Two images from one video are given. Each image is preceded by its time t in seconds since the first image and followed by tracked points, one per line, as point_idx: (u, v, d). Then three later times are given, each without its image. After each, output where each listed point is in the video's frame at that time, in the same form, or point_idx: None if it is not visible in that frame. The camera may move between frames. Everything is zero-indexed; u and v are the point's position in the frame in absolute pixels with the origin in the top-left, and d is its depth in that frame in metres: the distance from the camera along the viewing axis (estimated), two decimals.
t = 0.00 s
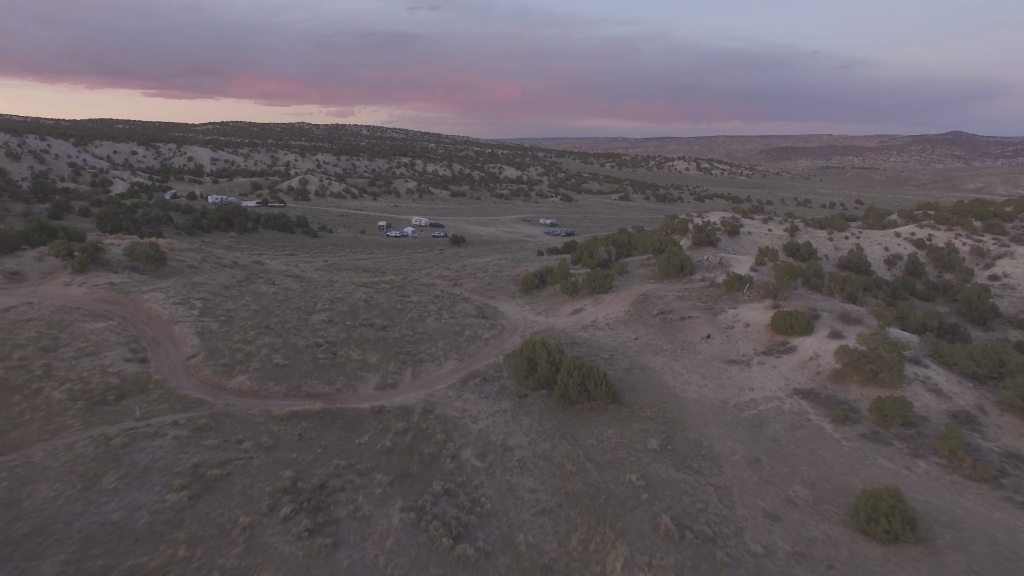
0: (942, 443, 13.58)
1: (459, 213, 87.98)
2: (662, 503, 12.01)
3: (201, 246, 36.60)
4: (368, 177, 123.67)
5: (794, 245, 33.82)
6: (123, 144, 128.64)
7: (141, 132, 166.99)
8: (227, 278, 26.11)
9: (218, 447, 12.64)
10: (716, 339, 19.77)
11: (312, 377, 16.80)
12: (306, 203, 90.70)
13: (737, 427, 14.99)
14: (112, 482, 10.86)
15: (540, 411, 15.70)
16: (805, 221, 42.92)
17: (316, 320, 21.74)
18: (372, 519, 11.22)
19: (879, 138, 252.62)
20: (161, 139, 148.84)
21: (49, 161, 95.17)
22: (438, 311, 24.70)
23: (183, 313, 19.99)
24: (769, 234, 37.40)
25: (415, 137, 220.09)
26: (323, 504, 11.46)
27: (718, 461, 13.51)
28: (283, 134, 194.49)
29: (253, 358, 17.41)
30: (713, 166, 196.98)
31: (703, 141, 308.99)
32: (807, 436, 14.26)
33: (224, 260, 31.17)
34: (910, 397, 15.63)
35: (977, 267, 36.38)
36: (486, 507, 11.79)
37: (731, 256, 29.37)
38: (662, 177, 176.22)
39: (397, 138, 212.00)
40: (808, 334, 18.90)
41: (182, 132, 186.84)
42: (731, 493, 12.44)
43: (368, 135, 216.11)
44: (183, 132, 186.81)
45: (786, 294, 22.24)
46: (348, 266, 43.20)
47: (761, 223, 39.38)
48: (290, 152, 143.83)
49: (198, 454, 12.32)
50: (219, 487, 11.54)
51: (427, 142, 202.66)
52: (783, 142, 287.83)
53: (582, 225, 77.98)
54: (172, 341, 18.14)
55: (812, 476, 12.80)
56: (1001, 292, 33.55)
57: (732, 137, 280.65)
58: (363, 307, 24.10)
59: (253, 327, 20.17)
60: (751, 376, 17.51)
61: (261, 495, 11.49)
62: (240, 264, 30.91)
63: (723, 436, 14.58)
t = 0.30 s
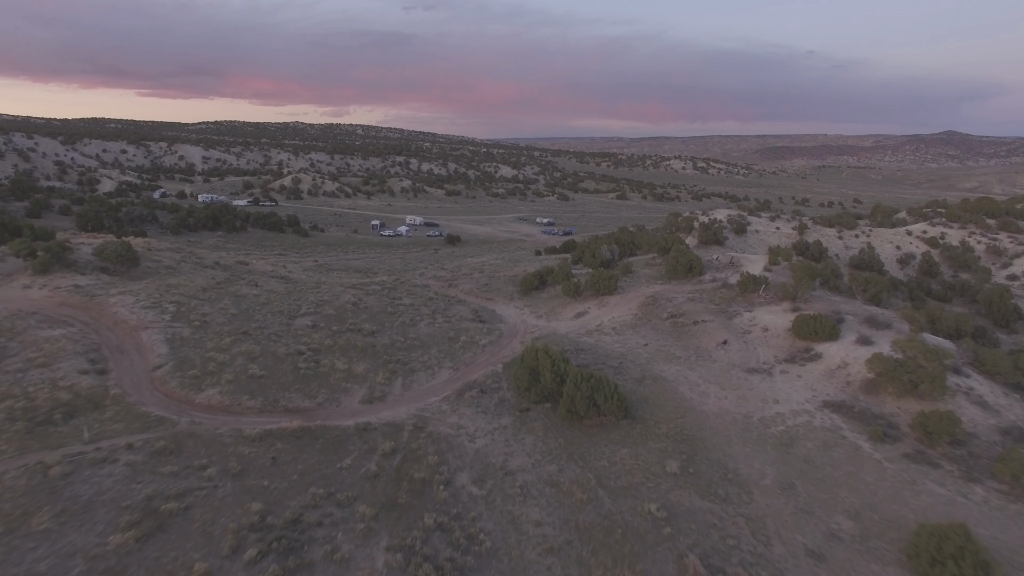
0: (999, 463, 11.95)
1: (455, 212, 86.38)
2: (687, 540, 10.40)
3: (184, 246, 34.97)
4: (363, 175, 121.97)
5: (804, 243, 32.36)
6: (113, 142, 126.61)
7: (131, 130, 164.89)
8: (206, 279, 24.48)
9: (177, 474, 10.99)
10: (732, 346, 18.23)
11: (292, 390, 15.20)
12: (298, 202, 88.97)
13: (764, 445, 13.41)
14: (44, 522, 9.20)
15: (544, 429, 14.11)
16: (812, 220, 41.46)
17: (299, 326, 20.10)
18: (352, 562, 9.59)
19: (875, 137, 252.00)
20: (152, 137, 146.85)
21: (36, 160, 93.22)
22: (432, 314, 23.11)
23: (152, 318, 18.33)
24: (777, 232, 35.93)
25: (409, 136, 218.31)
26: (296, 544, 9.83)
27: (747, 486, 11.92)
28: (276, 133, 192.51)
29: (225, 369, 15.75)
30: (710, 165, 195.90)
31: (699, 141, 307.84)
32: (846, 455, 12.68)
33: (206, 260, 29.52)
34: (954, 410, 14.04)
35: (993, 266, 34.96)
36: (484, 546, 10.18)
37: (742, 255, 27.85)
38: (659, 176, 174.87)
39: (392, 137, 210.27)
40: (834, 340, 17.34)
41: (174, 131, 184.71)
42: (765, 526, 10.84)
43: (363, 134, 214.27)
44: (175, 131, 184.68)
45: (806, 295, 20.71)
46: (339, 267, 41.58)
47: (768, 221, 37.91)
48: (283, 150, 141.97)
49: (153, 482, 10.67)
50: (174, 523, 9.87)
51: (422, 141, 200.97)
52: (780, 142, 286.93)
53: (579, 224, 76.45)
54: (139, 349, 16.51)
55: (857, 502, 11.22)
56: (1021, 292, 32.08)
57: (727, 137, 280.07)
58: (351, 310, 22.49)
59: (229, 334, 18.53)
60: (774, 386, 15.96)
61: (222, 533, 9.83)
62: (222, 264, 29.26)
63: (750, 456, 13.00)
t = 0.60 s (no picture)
0: None
1: (457, 211, 84.80)
2: None
3: (173, 246, 33.44)
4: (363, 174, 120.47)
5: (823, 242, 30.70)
6: (111, 141, 125.22)
7: (130, 129, 163.52)
8: (189, 280, 22.90)
9: (128, 508, 9.36)
10: (759, 354, 16.58)
11: (271, 405, 13.60)
12: (297, 201, 87.47)
13: (806, 468, 11.70)
14: None
15: (554, 451, 12.47)
16: (828, 218, 39.82)
17: (285, 331, 18.51)
18: None
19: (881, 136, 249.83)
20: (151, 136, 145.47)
21: (31, 158, 91.86)
22: (429, 318, 21.50)
23: (122, 323, 16.74)
24: (792, 231, 34.32)
25: (411, 135, 216.65)
26: None
27: (791, 521, 10.23)
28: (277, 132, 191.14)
29: (198, 381, 14.14)
30: (714, 164, 194.19)
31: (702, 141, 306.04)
32: (901, 479, 11.01)
33: (192, 260, 27.95)
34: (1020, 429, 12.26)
35: (1021, 265, 33.27)
36: None
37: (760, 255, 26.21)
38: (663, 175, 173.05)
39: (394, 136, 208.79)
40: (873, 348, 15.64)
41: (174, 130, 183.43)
42: (817, 573, 9.15)
43: (364, 133, 212.86)
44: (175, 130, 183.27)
45: (836, 298, 19.04)
46: (335, 267, 40.02)
47: (783, 219, 36.22)
48: (283, 149, 140.53)
49: (97, 521, 9.02)
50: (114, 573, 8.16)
51: (423, 140, 199.51)
52: (783, 141, 285.10)
53: (583, 223, 74.83)
54: (104, 358, 14.91)
55: (923, 535, 9.61)
56: None
57: (731, 137, 278.15)
58: (342, 313, 20.90)
59: (207, 341, 16.93)
60: (810, 399, 14.29)
61: None
62: (209, 264, 27.70)
63: (791, 482, 11.30)
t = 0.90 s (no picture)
0: None
1: (465, 210, 83.25)
2: None
3: (168, 244, 32.06)
4: (371, 173, 119.23)
5: (853, 242, 28.87)
6: (118, 140, 124.53)
7: (139, 128, 163.15)
8: (177, 281, 21.41)
9: (60, 557, 7.69)
10: (798, 365, 14.83)
11: (250, 423, 12.02)
12: (303, 200, 86.16)
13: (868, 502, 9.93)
14: None
15: (571, 482, 10.79)
16: (854, 217, 37.88)
17: (274, 338, 16.95)
18: None
19: (895, 135, 246.29)
20: (159, 135, 144.94)
21: (37, 156, 91.00)
22: (432, 322, 19.91)
23: (94, 329, 15.20)
24: (818, 230, 32.52)
25: (420, 134, 215.60)
26: None
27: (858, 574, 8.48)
28: (285, 131, 190.41)
29: (170, 396, 12.57)
30: (726, 163, 191.73)
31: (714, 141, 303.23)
32: (987, 522, 9.20)
33: (185, 259, 26.48)
34: None
35: None
36: None
37: (788, 256, 24.44)
38: (674, 175, 170.81)
39: (403, 136, 207.58)
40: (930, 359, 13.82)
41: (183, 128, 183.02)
42: None
43: (373, 132, 211.78)
44: (184, 128, 182.87)
45: (880, 303, 17.25)
46: (339, 266, 38.54)
47: (807, 217, 34.37)
48: (291, 148, 139.56)
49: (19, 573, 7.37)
50: None
51: (432, 140, 198.24)
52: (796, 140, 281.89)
53: (594, 223, 73.03)
54: (68, 367, 13.37)
55: None
56: None
57: (742, 137, 275.36)
58: (338, 318, 19.36)
59: (187, 349, 15.38)
60: (863, 418, 12.51)
61: None
62: (201, 263, 26.24)
63: (853, 520, 9.53)
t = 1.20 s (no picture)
0: None
1: (481, 208, 81.66)
2: None
3: (169, 243, 30.78)
4: (386, 171, 118.07)
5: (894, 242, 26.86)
6: (135, 138, 124.34)
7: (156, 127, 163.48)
8: (167, 281, 19.98)
9: None
10: (853, 381, 13.00)
11: (225, 446, 10.44)
12: (316, 198, 85.09)
13: (960, 558, 8.12)
14: None
15: (595, 525, 9.10)
16: (890, 217, 35.67)
17: (265, 346, 15.41)
18: None
19: (919, 134, 240.96)
20: (175, 133, 144.96)
21: (51, 153, 90.59)
22: (440, 328, 18.30)
23: (63, 334, 13.70)
24: (854, 229, 30.49)
25: (436, 133, 214.43)
26: None
27: None
28: (301, 130, 190.12)
29: (137, 412, 11.02)
30: (746, 163, 188.49)
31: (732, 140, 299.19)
32: None
33: (181, 257, 25.05)
34: None
35: None
36: None
37: (827, 257, 22.53)
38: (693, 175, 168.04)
39: (419, 134, 206.61)
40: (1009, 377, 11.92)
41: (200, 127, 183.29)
42: None
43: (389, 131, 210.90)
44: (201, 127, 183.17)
45: (940, 310, 15.35)
46: (348, 266, 37.14)
47: (841, 215, 32.33)
48: (307, 146, 138.91)
49: None
50: None
51: (448, 139, 196.86)
52: (816, 140, 277.23)
53: (612, 222, 71.07)
54: (26, 377, 11.86)
55: None
56: None
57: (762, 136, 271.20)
58: (337, 322, 17.83)
59: (166, 358, 13.85)
60: (937, 446, 10.66)
61: None
62: (199, 263, 24.85)
63: None
